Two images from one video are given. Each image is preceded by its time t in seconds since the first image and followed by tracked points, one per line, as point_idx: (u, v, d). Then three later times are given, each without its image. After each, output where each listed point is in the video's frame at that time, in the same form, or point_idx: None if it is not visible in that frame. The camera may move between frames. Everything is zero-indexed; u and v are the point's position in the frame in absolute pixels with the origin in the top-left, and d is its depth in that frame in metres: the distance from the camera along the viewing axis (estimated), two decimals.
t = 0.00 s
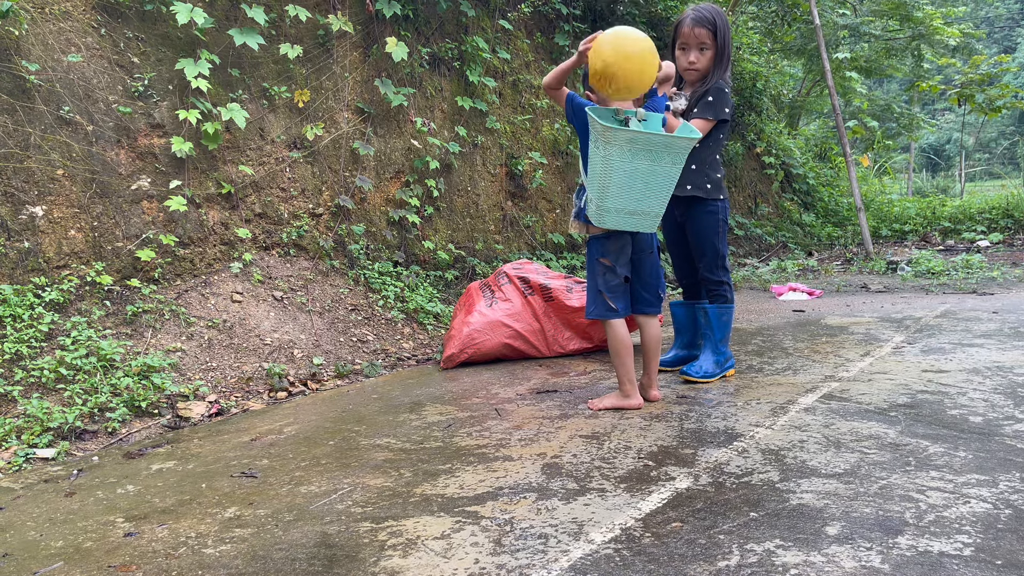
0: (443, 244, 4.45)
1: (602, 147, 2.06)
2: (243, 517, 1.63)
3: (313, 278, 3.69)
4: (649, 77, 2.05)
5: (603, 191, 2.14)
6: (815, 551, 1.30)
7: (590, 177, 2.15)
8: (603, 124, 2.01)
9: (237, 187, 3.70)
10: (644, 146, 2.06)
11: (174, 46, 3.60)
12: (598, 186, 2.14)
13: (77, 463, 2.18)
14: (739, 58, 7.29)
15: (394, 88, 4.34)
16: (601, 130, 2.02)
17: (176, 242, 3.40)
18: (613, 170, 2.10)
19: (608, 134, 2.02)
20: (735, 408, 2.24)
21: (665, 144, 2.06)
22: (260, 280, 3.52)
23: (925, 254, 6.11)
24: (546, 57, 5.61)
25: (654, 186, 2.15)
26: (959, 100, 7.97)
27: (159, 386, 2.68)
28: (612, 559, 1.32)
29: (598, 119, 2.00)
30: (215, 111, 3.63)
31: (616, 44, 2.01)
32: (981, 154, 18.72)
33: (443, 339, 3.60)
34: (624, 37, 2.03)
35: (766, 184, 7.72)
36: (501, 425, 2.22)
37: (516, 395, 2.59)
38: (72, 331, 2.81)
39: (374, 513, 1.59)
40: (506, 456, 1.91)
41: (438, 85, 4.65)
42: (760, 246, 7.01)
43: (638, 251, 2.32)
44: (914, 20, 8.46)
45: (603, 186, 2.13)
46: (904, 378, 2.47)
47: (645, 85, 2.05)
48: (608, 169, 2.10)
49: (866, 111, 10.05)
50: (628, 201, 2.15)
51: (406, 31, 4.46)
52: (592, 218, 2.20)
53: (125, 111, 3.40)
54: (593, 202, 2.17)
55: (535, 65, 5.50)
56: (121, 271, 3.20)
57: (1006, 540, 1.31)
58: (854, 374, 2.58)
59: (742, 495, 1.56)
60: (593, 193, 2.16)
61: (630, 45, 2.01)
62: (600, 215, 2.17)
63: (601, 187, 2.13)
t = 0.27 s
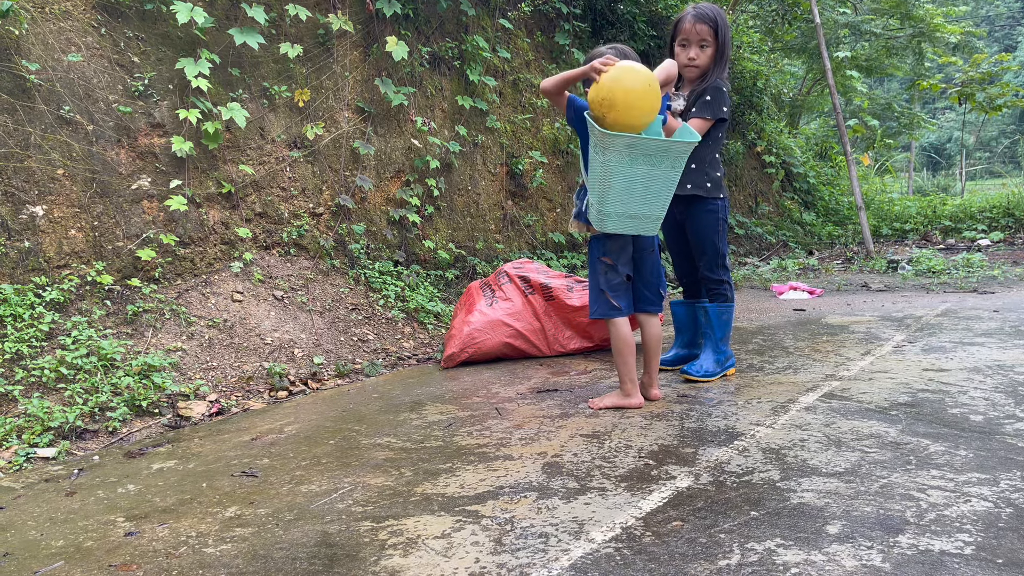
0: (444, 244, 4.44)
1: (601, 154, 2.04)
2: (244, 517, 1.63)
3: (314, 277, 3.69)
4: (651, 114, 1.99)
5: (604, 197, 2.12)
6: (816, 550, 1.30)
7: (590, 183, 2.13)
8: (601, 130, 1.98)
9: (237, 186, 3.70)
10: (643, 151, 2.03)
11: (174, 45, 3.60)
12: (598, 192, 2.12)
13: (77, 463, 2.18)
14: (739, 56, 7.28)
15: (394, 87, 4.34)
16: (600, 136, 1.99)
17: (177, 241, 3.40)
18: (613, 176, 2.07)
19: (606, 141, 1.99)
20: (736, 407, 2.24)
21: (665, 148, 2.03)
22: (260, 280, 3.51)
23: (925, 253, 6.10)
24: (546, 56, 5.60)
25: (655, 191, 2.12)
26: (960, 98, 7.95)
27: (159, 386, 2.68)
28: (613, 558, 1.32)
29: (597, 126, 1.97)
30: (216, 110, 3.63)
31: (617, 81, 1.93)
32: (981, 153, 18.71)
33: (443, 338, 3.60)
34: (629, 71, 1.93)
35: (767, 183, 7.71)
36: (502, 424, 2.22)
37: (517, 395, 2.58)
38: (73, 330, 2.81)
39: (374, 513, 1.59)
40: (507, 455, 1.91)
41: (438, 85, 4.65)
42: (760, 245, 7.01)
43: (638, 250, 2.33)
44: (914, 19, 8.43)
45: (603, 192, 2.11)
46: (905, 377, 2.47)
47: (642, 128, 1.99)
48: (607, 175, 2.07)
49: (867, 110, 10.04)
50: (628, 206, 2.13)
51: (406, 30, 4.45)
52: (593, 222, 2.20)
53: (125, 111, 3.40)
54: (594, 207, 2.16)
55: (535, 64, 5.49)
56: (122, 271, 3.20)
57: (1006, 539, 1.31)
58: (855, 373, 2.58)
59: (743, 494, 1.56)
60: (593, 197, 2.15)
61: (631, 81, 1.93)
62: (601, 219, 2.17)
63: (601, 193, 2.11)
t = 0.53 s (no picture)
0: (445, 243, 4.44)
1: (602, 158, 2.03)
2: (245, 516, 1.63)
3: (314, 276, 3.69)
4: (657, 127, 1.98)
5: (605, 201, 2.12)
6: (817, 549, 1.30)
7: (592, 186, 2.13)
8: (603, 137, 1.97)
9: (238, 185, 3.70)
10: (644, 157, 2.01)
11: (174, 45, 3.60)
12: (600, 196, 2.11)
13: (79, 462, 2.18)
14: (739, 55, 7.28)
15: (394, 86, 4.34)
16: (600, 141, 1.98)
17: (178, 241, 3.40)
18: (614, 181, 2.06)
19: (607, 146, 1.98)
20: (737, 406, 2.24)
21: (667, 154, 2.01)
22: (261, 279, 3.52)
23: (926, 252, 6.10)
24: (547, 55, 5.60)
25: (656, 195, 2.11)
26: (961, 97, 7.94)
27: (160, 385, 2.69)
28: (613, 557, 1.32)
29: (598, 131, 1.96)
30: (216, 110, 3.63)
31: (622, 97, 1.92)
32: (982, 152, 18.69)
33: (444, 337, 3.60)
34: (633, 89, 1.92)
35: (768, 182, 7.71)
36: (502, 423, 2.22)
37: (517, 394, 2.59)
38: (74, 330, 2.81)
39: (375, 512, 1.59)
40: (508, 454, 1.91)
41: (439, 84, 4.64)
42: (761, 244, 7.01)
43: (641, 248, 2.33)
44: (914, 17, 8.39)
45: (605, 196, 2.10)
46: (906, 376, 2.47)
47: (652, 140, 2.00)
48: (609, 179, 2.06)
49: (867, 108, 10.03)
50: (630, 210, 2.13)
51: (406, 29, 4.45)
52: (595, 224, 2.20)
53: (126, 110, 3.40)
54: (596, 210, 2.16)
55: (536, 63, 5.49)
56: (123, 270, 3.20)
57: (1007, 538, 1.31)
58: (856, 372, 2.58)
59: (744, 493, 1.56)
60: (595, 201, 2.15)
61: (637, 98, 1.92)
62: (603, 222, 2.17)
63: (603, 197, 2.11)
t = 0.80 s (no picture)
0: (445, 242, 4.44)
1: (605, 168, 2.01)
2: (245, 515, 1.63)
3: (314, 276, 3.69)
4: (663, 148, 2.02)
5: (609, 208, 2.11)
6: (817, 548, 1.30)
7: (594, 192, 2.12)
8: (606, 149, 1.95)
9: (238, 185, 3.70)
10: (647, 166, 1.99)
11: (175, 44, 3.60)
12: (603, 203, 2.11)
13: (79, 462, 2.18)
14: (739, 55, 7.28)
15: (395, 86, 4.34)
16: (603, 152, 1.96)
17: (178, 240, 3.40)
18: (617, 188, 2.05)
19: (609, 158, 1.96)
20: (737, 405, 2.23)
21: (670, 161, 1.99)
22: (261, 279, 3.51)
23: (927, 251, 6.09)
24: (547, 54, 5.60)
25: (659, 200, 2.10)
26: (962, 96, 7.93)
27: (161, 384, 2.69)
28: (614, 556, 1.32)
29: (600, 142, 1.95)
30: (216, 109, 3.63)
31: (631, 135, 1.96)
32: (982, 151, 18.68)
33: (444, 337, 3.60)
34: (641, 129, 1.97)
35: (768, 181, 7.71)
36: (503, 422, 2.22)
37: (518, 393, 2.58)
38: (74, 329, 2.81)
39: (375, 511, 1.60)
40: (508, 454, 1.91)
41: (439, 83, 4.64)
42: (761, 244, 7.01)
43: (642, 248, 2.33)
44: (915, 16, 8.42)
45: (608, 203, 2.10)
46: (906, 375, 2.47)
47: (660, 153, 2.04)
48: (611, 188, 2.06)
49: (868, 108, 10.03)
50: (633, 216, 2.12)
51: (406, 29, 4.45)
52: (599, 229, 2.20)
53: (126, 110, 3.40)
54: (600, 216, 2.15)
55: (536, 63, 5.48)
56: (123, 270, 3.20)
57: (1008, 537, 1.31)
58: (856, 371, 2.58)
59: (744, 492, 1.56)
60: (599, 207, 2.14)
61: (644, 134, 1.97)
62: (606, 227, 2.17)
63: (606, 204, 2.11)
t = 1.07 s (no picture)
0: (445, 242, 4.44)
1: (619, 157, 2.02)
2: (246, 515, 1.63)
3: (314, 276, 3.69)
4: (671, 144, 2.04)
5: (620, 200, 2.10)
6: (817, 548, 1.30)
7: (604, 187, 2.11)
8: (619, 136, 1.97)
9: (238, 185, 3.70)
10: (664, 154, 2.01)
11: (175, 44, 3.60)
12: (616, 196, 2.10)
13: (80, 461, 2.18)
14: (739, 54, 7.28)
15: (395, 85, 4.33)
16: (617, 139, 1.97)
17: (178, 240, 3.40)
18: (629, 179, 2.05)
19: (625, 145, 1.98)
20: (737, 405, 2.23)
21: (681, 149, 2.01)
22: (262, 278, 3.51)
23: (927, 251, 6.08)
24: (547, 54, 5.60)
25: (670, 192, 2.11)
26: (962, 96, 7.93)
27: (161, 384, 2.69)
28: (614, 555, 1.32)
29: (615, 129, 1.96)
30: (216, 108, 3.63)
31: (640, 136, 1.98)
32: (983, 150, 18.66)
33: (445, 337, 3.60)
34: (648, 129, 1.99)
35: (768, 180, 7.71)
36: (503, 422, 2.22)
37: (518, 393, 2.58)
38: (75, 329, 2.81)
39: (375, 511, 1.60)
40: (508, 453, 1.91)
41: (439, 83, 4.64)
42: (761, 243, 7.01)
43: (643, 248, 2.33)
44: (915, 15, 8.43)
45: (620, 195, 2.09)
46: (906, 375, 2.47)
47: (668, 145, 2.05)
48: (624, 179, 2.06)
49: (868, 107, 10.02)
50: (646, 209, 2.12)
51: (406, 28, 4.45)
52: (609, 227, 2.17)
53: (126, 109, 3.40)
54: (610, 211, 2.14)
55: (536, 62, 5.48)
56: (123, 270, 3.20)
57: (1008, 537, 1.31)
58: (856, 371, 2.58)
59: (744, 492, 1.56)
60: (610, 203, 2.13)
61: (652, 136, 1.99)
62: (616, 223, 2.15)
63: (617, 197, 2.10)
